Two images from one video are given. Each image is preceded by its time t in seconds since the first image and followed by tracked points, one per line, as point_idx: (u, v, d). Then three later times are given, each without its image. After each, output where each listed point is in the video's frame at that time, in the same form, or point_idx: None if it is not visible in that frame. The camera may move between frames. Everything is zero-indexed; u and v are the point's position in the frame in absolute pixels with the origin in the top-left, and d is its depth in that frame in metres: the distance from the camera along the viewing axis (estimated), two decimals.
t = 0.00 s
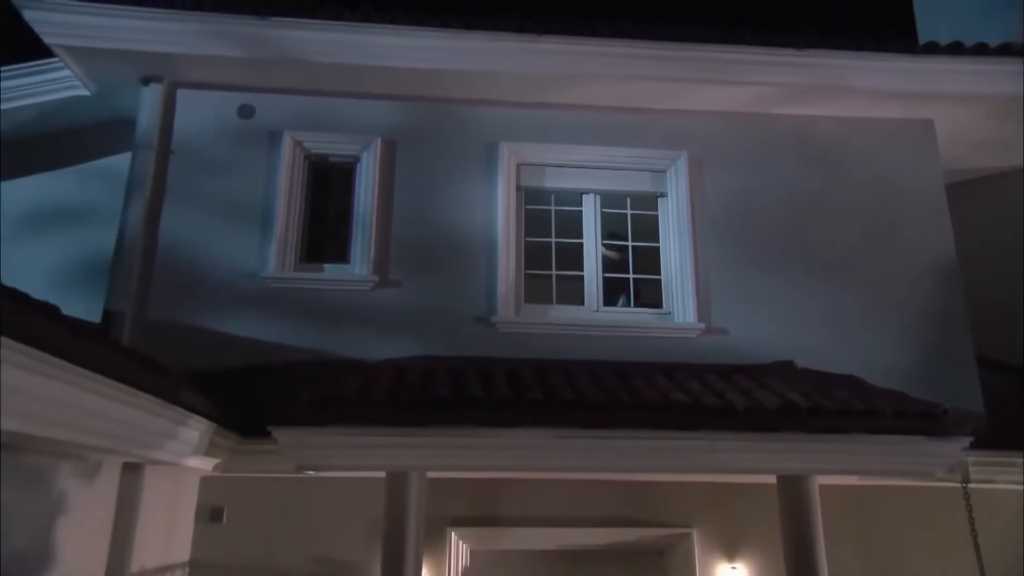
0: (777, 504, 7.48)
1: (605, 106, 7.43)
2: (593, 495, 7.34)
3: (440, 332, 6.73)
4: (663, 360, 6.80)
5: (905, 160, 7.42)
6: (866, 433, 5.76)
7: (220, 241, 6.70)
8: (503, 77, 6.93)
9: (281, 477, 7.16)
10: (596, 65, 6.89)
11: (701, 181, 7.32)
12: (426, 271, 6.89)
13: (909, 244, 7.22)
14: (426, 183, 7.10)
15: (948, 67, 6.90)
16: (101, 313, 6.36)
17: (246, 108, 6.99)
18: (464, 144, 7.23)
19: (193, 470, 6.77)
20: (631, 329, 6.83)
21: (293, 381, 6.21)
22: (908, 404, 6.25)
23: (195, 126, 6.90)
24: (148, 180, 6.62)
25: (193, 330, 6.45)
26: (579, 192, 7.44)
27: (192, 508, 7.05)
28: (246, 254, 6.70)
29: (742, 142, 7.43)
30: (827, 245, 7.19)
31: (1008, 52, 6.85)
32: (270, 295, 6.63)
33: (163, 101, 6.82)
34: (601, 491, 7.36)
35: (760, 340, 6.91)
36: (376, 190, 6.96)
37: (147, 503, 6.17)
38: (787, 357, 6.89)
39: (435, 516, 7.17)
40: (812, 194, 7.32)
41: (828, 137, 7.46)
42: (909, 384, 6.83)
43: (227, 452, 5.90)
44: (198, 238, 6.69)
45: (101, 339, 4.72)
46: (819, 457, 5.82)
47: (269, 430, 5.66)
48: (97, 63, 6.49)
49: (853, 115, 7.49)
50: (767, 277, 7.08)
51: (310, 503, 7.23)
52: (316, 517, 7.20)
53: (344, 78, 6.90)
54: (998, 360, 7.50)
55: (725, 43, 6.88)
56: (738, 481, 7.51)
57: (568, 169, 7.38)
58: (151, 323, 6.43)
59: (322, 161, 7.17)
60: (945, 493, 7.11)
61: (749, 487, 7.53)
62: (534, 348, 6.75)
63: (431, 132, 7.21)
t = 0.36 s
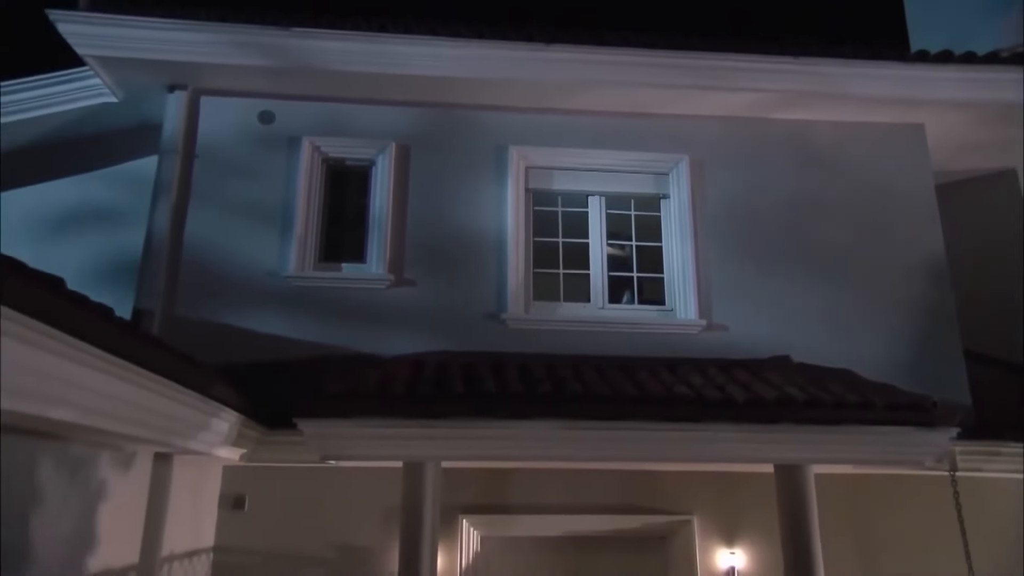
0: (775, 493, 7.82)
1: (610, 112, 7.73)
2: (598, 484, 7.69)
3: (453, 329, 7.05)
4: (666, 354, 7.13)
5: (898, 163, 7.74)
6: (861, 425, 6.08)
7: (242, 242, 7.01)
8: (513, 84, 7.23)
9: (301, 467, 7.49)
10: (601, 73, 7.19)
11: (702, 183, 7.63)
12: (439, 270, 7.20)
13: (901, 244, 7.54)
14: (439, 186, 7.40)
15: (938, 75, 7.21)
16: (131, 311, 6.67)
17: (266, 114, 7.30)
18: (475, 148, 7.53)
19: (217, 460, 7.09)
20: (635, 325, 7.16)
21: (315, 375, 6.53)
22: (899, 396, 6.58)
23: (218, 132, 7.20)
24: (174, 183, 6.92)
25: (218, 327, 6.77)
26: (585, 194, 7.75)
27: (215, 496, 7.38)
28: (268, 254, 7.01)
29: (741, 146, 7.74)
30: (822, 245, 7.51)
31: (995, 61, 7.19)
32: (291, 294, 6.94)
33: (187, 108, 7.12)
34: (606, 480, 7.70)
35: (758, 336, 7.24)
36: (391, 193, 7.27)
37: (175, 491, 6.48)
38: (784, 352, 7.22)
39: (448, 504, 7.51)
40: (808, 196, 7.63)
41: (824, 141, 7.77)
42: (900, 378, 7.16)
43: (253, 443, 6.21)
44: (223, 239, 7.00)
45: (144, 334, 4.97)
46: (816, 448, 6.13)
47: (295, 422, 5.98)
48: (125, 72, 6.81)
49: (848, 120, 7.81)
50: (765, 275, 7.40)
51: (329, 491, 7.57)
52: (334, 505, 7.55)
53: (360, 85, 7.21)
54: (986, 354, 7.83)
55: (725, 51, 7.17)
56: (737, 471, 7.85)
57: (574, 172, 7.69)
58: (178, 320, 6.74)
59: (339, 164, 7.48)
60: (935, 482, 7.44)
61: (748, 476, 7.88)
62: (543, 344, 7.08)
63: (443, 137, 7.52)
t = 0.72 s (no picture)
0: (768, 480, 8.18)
1: (611, 115, 8.04)
2: (600, 471, 8.05)
3: (462, 324, 7.38)
4: (665, 347, 7.47)
5: (887, 164, 8.07)
6: (848, 414, 6.45)
7: (260, 241, 7.32)
8: (518, 88, 7.52)
9: (316, 455, 7.83)
10: (603, 78, 7.48)
11: (700, 184, 7.95)
12: (448, 268, 7.51)
13: (889, 242, 7.88)
14: (447, 186, 7.71)
15: (925, 80, 7.53)
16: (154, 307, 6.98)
17: (282, 118, 7.61)
18: (481, 149, 7.83)
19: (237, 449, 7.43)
20: (636, 320, 7.49)
21: (331, 367, 6.85)
22: (885, 388, 6.93)
23: (236, 135, 7.51)
24: (194, 185, 7.23)
25: (238, 322, 7.09)
26: (587, 194, 8.07)
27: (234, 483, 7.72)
28: (285, 252, 7.32)
29: (737, 148, 8.05)
30: (814, 243, 7.85)
31: (980, 67, 7.51)
32: (306, 290, 7.25)
33: (206, 112, 7.42)
34: (607, 468, 8.06)
35: (752, 331, 7.58)
36: (401, 193, 7.57)
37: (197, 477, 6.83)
38: (777, 346, 7.56)
39: (457, 491, 7.86)
40: (801, 196, 7.96)
41: (817, 144, 8.09)
42: (887, 370, 7.52)
43: (273, 433, 6.54)
44: (241, 238, 7.31)
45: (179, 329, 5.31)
46: (808, 436, 6.47)
47: (314, 413, 6.30)
48: (147, 78, 7.14)
49: (840, 123, 8.13)
50: (760, 272, 7.74)
51: (343, 479, 7.91)
52: (348, 493, 7.89)
53: (371, 89, 7.51)
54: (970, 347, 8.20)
55: (722, 57, 7.45)
56: (732, 459, 8.21)
57: (577, 173, 8.00)
58: (200, 316, 7.05)
59: (351, 166, 7.79)
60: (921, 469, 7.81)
61: (743, 464, 8.24)
62: (547, 338, 7.41)
63: (451, 139, 7.82)
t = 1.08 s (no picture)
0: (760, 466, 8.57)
1: (611, 117, 8.36)
2: (599, 458, 8.43)
3: (468, 318, 7.72)
4: (662, 340, 7.82)
5: (874, 165, 8.42)
6: (835, 404, 6.81)
7: (274, 238, 7.64)
8: (522, 92, 7.83)
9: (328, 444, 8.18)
10: (603, 82, 7.79)
11: (696, 183, 8.28)
12: (454, 264, 7.84)
13: (876, 239, 8.24)
14: (454, 186, 8.03)
15: (910, 84, 7.87)
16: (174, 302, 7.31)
17: (294, 120, 7.92)
18: (486, 150, 8.15)
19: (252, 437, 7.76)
20: (634, 314, 7.84)
21: (343, 359, 7.17)
22: (871, 378, 7.30)
23: (251, 136, 7.82)
24: (210, 184, 7.54)
25: (254, 316, 7.42)
26: (587, 193, 8.40)
27: (249, 470, 8.07)
28: (298, 249, 7.65)
29: (731, 149, 8.39)
30: (804, 240, 8.21)
31: (963, 72, 7.85)
32: (319, 286, 7.58)
33: (221, 114, 7.74)
34: (606, 455, 8.44)
35: (745, 324, 7.95)
36: (409, 193, 7.89)
37: (217, 464, 7.17)
38: (769, 339, 7.93)
39: (463, 477, 8.22)
40: (792, 195, 8.31)
41: (808, 145, 8.44)
42: (873, 361, 7.91)
43: (290, 423, 6.87)
44: (256, 236, 7.62)
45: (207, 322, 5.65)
46: (798, 425, 6.80)
47: (330, 404, 6.61)
48: (166, 82, 7.46)
49: (829, 125, 8.47)
50: (753, 268, 8.09)
51: (354, 466, 8.26)
52: (359, 479, 8.24)
53: (381, 92, 7.81)
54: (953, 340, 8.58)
55: (717, 62, 7.77)
56: (725, 446, 8.60)
57: (578, 173, 8.33)
58: (218, 310, 7.38)
59: (361, 166, 8.10)
60: (905, 456, 8.19)
61: (736, 452, 8.63)
62: (550, 331, 7.75)
63: (457, 140, 8.13)
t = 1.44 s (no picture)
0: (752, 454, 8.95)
1: (610, 119, 8.67)
2: (598, 447, 8.80)
3: (474, 313, 8.05)
4: (659, 334, 8.18)
5: (864, 165, 8.77)
6: (825, 395, 7.16)
7: (288, 236, 7.95)
8: (525, 95, 8.13)
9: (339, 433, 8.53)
10: (603, 85, 8.09)
11: (692, 183, 8.61)
12: (461, 261, 8.16)
13: (865, 237, 8.60)
14: (459, 186, 8.34)
15: (897, 88, 8.21)
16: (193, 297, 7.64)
17: (306, 122, 8.22)
18: (490, 151, 8.46)
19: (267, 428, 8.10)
20: (632, 309, 8.19)
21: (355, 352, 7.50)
22: (859, 370, 7.66)
23: (265, 138, 8.13)
24: (226, 184, 7.85)
25: (269, 311, 7.75)
26: (588, 192, 8.74)
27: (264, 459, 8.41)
28: (311, 247, 7.96)
29: (726, 150, 8.72)
30: (796, 238, 8.55)
31: (949, 76, 8.18)
32: (331, 282, 7.90)
33: (236, 117, 8.04)
34: (605, 444, 8.81)
35: (739, 319, 8.30)
36: (417, 193, 8.21)
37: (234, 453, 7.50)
38: (762, 332, 8.29)
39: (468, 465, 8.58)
40: (784, 195, 8.65)
41: (799, 146, 8.78)
42: (861, 354, 8.27)
43: (306, 413, 7.20)
44: (271, 234, 7.94)
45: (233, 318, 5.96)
46: (790, 415, 7.15)
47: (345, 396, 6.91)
48: (182, 86, 7.76)
49: (820, 126, 8.81)
50: (746, 265, 8.44)
51: (364, 455, 8.62)
52: (369, 467, 8.59)
53: (389, 95, 8.11)
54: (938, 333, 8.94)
55: (712, 67, 8.08)
56: (719, 435, 8.97)
57: (578, 173, 8.65)
58: (235, 305, 7.71)
59: (370, 166, 8.42)
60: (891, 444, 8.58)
61: (729, 441, 9.00)
62: (552, 326, 8.10)
63: (463, 141, 8.45)
